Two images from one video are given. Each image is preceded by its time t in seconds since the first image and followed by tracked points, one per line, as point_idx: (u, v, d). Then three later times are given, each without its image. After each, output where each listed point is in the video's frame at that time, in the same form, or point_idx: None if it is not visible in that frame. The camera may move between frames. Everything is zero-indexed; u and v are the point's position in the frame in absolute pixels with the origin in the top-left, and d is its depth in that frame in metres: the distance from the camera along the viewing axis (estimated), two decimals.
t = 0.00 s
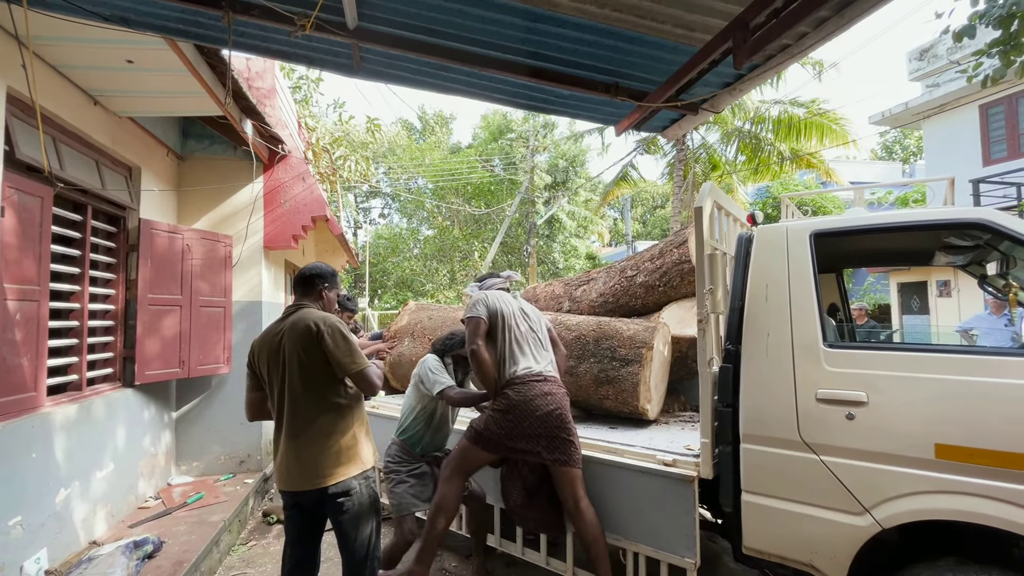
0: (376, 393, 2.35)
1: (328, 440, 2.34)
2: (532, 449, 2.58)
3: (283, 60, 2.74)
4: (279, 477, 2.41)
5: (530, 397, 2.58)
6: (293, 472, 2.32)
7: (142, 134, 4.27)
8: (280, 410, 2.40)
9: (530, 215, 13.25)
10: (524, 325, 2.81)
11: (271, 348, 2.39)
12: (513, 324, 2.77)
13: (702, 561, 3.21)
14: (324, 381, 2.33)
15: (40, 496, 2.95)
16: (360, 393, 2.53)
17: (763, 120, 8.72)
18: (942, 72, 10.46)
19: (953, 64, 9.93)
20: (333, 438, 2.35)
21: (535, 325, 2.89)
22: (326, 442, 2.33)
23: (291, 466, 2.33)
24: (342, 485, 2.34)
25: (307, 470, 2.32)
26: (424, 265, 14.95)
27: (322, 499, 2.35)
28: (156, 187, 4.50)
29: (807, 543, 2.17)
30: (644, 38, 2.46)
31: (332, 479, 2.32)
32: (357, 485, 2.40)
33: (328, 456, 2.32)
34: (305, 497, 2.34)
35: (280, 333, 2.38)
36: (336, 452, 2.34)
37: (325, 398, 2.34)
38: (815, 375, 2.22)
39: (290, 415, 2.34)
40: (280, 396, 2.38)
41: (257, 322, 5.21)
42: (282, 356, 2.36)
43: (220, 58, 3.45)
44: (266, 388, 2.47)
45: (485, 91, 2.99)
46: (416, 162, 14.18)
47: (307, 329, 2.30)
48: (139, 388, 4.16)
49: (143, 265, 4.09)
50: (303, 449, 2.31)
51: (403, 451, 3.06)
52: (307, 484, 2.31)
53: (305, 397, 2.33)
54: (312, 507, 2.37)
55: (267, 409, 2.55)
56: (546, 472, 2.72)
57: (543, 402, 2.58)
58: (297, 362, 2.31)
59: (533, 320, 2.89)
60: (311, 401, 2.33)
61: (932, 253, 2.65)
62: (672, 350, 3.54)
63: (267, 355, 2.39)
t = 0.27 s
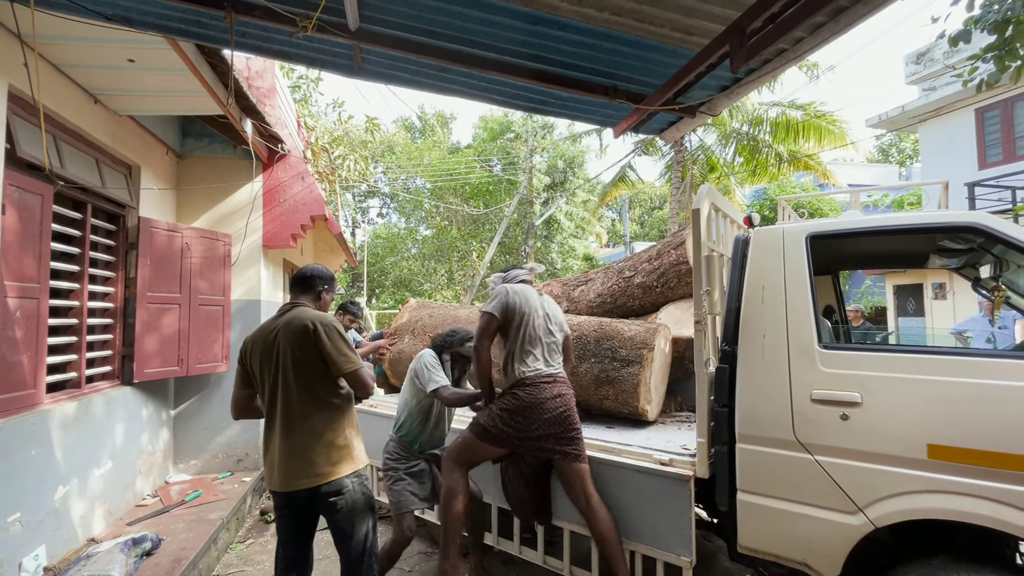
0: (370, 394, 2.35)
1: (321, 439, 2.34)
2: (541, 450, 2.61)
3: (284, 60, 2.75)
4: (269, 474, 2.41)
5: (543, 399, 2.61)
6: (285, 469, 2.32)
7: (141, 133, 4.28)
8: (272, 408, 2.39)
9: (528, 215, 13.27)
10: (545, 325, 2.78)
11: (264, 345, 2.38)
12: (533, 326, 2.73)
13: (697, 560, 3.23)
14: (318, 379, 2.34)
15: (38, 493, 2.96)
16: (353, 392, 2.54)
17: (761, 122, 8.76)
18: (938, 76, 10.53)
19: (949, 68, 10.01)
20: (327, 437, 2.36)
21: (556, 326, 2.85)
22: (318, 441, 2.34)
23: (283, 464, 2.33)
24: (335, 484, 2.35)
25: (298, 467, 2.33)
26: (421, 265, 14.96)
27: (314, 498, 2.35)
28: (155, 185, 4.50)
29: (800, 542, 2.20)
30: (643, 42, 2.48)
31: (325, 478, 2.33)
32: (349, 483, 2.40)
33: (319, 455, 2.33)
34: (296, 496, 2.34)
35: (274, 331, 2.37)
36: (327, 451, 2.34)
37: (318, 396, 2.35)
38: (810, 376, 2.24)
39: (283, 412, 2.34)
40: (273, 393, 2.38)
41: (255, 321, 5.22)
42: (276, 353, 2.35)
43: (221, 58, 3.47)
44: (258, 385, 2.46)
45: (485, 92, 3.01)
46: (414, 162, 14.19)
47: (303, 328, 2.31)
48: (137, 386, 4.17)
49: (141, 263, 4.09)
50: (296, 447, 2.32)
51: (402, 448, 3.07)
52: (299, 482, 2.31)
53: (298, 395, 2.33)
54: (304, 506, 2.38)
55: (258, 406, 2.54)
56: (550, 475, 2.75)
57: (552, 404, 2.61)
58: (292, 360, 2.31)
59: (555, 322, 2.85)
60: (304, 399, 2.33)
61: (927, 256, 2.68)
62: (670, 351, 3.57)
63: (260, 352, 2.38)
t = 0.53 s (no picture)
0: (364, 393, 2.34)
1: (312, 438, 2.35)
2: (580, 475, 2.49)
3: (288, 62, 2.78)
4: (258, 472, 2.42)
5: (598, 428, 2.47)
6: (275, 468, 2.33)
7: (144, 133, 4.31)
8: (263, 407, 2.41)
9: (528, 216, 13.31)
10: (610, 358, 2.58)
11: (256, 344, 2.39)
12: (594, 358, 2.57)
13: (696, 559, 3.26)
14: (310, 378, 2.35)
15: (41, 489, 2.98)
16: (345, 393, 2.56)
17: (760, 124, 8.80)
18: (936, 79, 10.58)
19: (947, 72, 10.06)
20: (318, 436, 2.36)
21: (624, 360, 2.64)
22: (309, 440, 2.35)
23: (273, 462, 2.34)
24: (326, 482, 2.36)
25: (288, 466, 2.34)
26: (421, 266, 14.99)
27: (306, 496, 2.37)
28: (158, 184, 4.53)
29: (798, 540, 2.23)
30: (643, 46, 2.51)
31: (315, 476, 2.34)
32: (344, 482, 2.42)
33: (310, 453, 2.34)
34: (286, 494, 2.35)
35: (266, 330, 2.39)
36: (318, 450, 2.35)
37: (310, 395, 2.36)
38: (809, 376, 2.27)
39: (274, 410, 2.35)
40: (264, 392, 2.39)
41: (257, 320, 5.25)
42: (267, 352, 2.37)
43: (225, 59, 3.49)
44: (248, 384, 2.48)
45: (487, 94, 3.04)
46: (414, 162, 14.23)
47: (295, 326, 2.33)
48: (139, 384, 4.19)
49: (144, 262, 4.12)
50: (287, 446, 2.33)
51: (413, 418, 3.10)
52: (289, 481, 2.32)
53: (289, 394, 2.35)
54: (296, 505, 2.39)
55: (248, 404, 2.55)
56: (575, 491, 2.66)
57: (603, 436, 2.46)
58: (284, 359, 2.32)
59: (624, 353, 2.64)
60: (295, 398, 2.34)
61: (924, 259, 2.71)
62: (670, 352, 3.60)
63: (251, 351, 2.39)
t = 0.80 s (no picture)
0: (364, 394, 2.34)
1: (311, 438, 2.37)
2: (595, 499, 2.46)
3: (295, 65, 2.83)
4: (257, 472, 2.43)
5: (607, 442, 2.48)
6: (274, 468, 2.34)
7: (151, 134, 4.36)
8: (261, 407, 2.41)
9: (531, 217, 13.34)
10: (624, 364, 2.61)
11: (254, 345, 2.39)
12: (610, 364, 2.59)
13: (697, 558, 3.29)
14: (309, 379, 2.36)
15: (50, 486, 3.02)
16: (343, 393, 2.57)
17: (763, 126, 8.81)
18: (939, 82, 10.58)
19: (950, 74, 10.06)
20: (317, 436, 2.38)
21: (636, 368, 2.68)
22: (308, 440, 2.36)
23: (272, 462, 2.35)
24: (324, 482, 2.38)
25: (286, 466, 2.35)
26: (423, 266, 15.04)
27: (303, 497, 2.39)
28: (164, 185, 4.58)
29: (800, 539, 2.26)
30: (644, 50, 2.54)
31: (314, 476, 2.36)
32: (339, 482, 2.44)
33: (309, 454, 2.35)
34: (284, 494, 2.37)
35: (264, 330, 2.39)
36: (316, 450, 2.36)
37: (309, 396, 2.37)
38: (809, 376, 2.30)
39: (272, 411, 2.36)
40: (262, 392, 2.39)
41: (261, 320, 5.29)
42: (265, 353, 2.37)
43: (233, 62, 3.54)
44: (245, 384, 2.48)
45: (490, 97, 3.08)
46: (417, 163, 14.28)
47: (294, 327, 2.33)
48: (145, 383, 4.24)
49: (150, 262, 4.16)
50: (285, 446, 2.34)
51: (410, 430, 3.16)
52: (287, 481, 2.34)
53: (288, 394, 2.36)
54: (292, 505, 2.40)
55: (245, 404, 2.55)
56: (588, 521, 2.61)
57: (614, 446, 2.48)
58: (283, 360, 2.33)
59: (631, 354, 2.66)
60: (294, 399, 2.35)
61: (927, 262, 2.73)
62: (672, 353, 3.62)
63: (249, 351, 2.39)
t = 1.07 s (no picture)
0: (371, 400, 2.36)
1: (314, 446, 2.35)
2: (586, 501, 2.48)
3: (306, 73, 2.88)
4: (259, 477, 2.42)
5: (587, 440, 2.51)
6: (276, 475, 2.33)
7: (166, 140, 4.44)
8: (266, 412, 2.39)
9: (539, 220, 13.37)
10: (601, 360, 2.64)
11: (261, 348, 2.37)
12: (586, 360, 2.61)
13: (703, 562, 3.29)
14: (315, 386, 2.34)
15: (66, 485, 3.08)
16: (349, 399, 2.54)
17: (773, 129, 8.79)
18: (951, 84, 10.49)
19: (962, 76, 9.97)
20: (320, 444, 2.36)
21: (616, 363, 2.69)
22: (311, 449, 2.34)
23: (274, 469, 2.33)
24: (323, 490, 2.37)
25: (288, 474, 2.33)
26: (432, 269, 15.11)
27: (298, 504, 2.37)
28: (178, 190, 4.67)
29: (804, 543, 2.26)
30: (650, 57, 2.57)
31: (315, 484, 2.34)
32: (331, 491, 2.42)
33: (312, 462, 2.34)
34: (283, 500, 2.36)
35: (271, 334, 2.36)
36: (319, 458, 2.35)
37: (314, 403, 2.34)
38: (814, 380, 2.30)
39: (277, 416, 2.34)
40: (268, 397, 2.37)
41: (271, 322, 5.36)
42: (272, 357, 2.35)
43: (245, 70, 3.61)
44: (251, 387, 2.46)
45: (498, 104, 3.12)
46: (426, 166, 14.37)
47: (302, 333, 2.30)
48: (159, 384, 4.31)
49: (164, 266, 4.23)
50: (288, 454, 2.32)
51: (430, 426, 3.21)
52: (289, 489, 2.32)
53: (293, 400, 2.33)
54: (287, 510, 2.39)
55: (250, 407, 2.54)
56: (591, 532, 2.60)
57: (597, 445, 2.50)
58: (290, 365, 2.30)
59: (613, 353, 2.69)
60: (299, 406, 2.33)
61: (932, 264, 2.71)
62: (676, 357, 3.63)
63: (256, 355, 2.37)
